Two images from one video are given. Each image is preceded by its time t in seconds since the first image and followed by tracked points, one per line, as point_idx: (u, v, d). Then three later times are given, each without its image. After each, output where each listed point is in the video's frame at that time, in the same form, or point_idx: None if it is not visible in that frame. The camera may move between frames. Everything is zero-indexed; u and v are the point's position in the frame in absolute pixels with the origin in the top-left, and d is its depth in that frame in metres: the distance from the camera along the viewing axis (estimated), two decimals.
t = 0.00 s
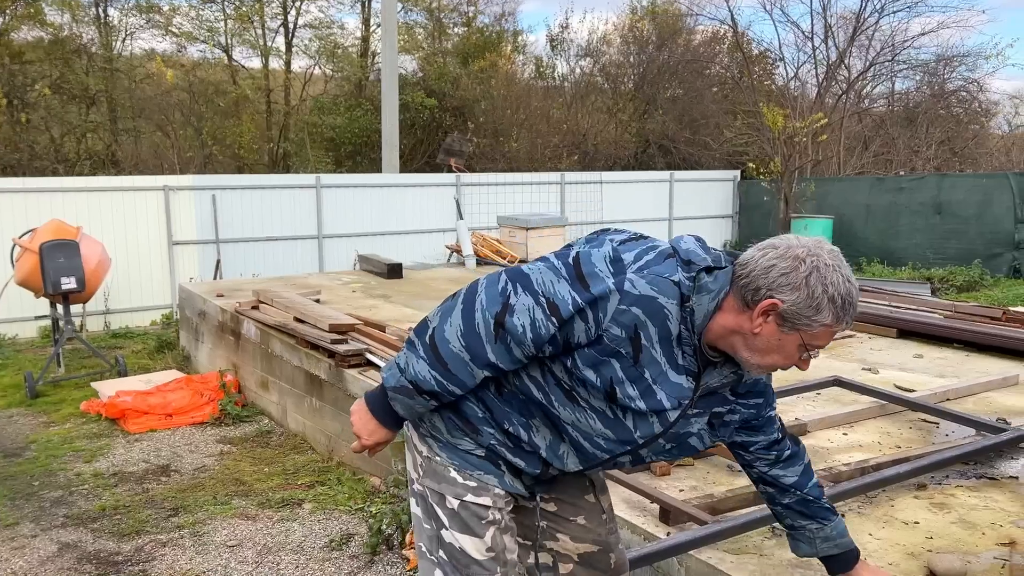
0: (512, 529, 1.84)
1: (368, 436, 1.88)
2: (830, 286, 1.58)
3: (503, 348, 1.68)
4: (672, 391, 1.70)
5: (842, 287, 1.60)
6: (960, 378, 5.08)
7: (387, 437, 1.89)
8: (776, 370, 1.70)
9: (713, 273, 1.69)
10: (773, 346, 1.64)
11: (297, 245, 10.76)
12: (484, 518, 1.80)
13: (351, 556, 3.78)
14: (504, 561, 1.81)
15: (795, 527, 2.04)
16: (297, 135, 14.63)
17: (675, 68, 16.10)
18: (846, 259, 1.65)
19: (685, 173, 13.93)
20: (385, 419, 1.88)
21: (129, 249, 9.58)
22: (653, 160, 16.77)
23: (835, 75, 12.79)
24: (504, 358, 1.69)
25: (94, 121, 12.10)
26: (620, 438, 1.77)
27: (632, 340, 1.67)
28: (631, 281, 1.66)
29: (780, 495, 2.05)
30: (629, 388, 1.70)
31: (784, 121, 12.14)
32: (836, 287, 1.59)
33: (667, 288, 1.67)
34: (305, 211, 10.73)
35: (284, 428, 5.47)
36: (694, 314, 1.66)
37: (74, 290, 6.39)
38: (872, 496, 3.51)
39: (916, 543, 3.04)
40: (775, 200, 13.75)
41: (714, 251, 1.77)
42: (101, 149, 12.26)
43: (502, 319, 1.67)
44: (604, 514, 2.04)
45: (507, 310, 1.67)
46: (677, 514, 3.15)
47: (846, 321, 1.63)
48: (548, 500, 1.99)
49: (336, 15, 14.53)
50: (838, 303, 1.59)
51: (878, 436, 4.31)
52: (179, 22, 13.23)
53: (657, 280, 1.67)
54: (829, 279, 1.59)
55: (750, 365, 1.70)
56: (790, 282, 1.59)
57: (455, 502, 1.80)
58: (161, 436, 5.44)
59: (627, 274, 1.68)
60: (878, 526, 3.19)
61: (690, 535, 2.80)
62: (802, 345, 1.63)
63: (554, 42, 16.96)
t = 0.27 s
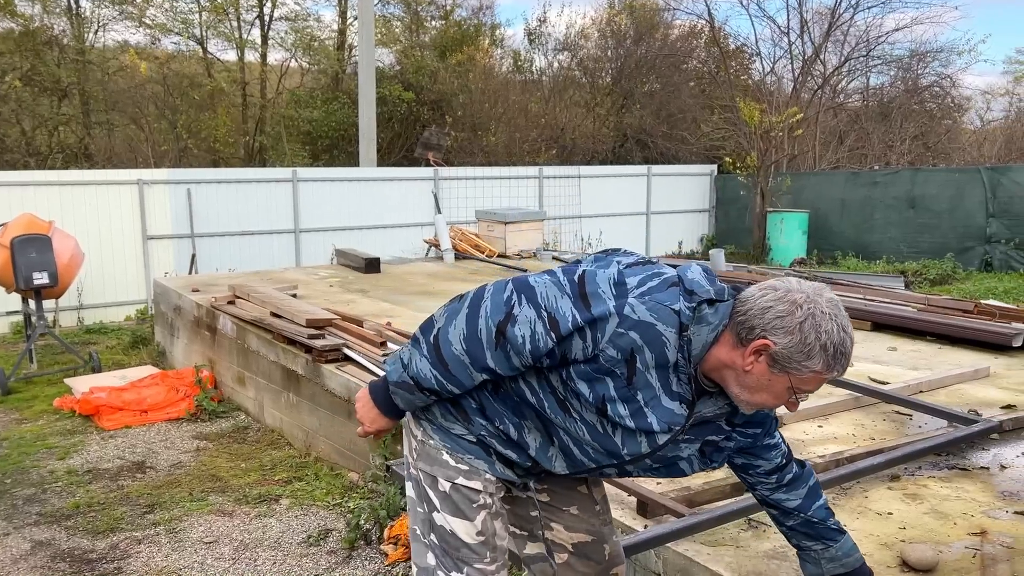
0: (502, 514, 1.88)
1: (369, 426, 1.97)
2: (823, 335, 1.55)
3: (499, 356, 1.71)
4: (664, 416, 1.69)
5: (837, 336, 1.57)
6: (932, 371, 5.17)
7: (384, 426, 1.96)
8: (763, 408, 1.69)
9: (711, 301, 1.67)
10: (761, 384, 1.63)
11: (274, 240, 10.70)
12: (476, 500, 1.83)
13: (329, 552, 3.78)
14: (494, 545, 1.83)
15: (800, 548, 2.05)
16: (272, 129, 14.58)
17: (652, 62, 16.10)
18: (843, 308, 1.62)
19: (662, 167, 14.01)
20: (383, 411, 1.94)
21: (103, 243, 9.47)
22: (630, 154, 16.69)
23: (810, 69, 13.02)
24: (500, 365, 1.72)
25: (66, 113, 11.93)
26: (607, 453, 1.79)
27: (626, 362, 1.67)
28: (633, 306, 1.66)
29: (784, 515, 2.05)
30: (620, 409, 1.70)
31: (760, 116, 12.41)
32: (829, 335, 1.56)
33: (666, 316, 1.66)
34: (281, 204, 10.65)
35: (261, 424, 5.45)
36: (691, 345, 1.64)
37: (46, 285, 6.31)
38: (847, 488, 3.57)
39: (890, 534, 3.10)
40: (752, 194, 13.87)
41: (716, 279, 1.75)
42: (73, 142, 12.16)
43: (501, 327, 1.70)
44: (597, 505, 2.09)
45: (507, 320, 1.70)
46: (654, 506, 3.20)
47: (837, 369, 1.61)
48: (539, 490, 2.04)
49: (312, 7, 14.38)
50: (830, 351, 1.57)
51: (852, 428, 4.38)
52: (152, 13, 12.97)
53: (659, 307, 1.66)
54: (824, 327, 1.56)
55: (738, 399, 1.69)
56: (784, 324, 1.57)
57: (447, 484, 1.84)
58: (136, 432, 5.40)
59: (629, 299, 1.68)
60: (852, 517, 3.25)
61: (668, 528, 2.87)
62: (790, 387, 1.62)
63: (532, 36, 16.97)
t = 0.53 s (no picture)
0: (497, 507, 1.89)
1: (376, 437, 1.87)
2: (806, 275, 1.56)
3: (492, 332, 1.71)
4: (657, 376, 1.70)
5: (820, 275, 1.58)
6: (917, 367, 5.23)
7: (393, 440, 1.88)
8: (754, 360, 1.68)
9: (692, 258, 1.69)
10: (750, 333, 1.63)
11: (261, 237, 10.66)
12: (471, 493, 1.84)
13: (316, 549, 3.78)
14: (487, 538, 1.86)
15: (757, 512, 2.06)
16: (260, 125, 14.49)
17: (639, 60, 16.19)
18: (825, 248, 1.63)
19: (649, 165, 14.04)
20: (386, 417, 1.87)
21: (88, 240, 9.40)
22: (618, 151, 16.74)
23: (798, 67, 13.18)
24: (494, 343, 1.71)
25: (51, 109, 11.83)
26: (607, 425, 1.78)
27: (615, 326, 1.68)
28: (615, 270, 1.68)
29: (748, 476, 2.06)
30: (614, 374, 1.71)
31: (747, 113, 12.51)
32: (812, 274, 1.57)
33: (649, 276, 1.67)
34: (267, 201, 10.62)
35: (248, 421, 5.43)
36: (677, 302, 1.66)
37: (31, 282, 6.26)
38: (832, 483, 3.60)
39: (875, 529, 3.13)
40: (739, 191, 13.93)
41: (696, 238, 1.77)
42: (57, 138, 12.07)
43: (490, 303, 1.70)
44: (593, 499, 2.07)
45: (495, 297, 1.70)
46: (641, 502, 3.21)
47: (824, 312, 1.61)
48: (537, 482, 2.03)
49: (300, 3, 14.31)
50: (814, 290, 1.57)
51: (838, 424, 4.42)
52: (137, 8, 12.99)
53: (639, 268, 1.68)
54: (807, 267, 1.58)
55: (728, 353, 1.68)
56: (766, 267, 1.58)
57: (443, 474, 1.85)
58: (122, 430, 5.37)
59: (610, 263, 1.69)
60: (837, 512, 3.29)
61: (658, 522, 2.86)
62: (779, 334, 1.62)
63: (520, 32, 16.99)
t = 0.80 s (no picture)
0: (496, 510, 1.89)
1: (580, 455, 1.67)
2: (747, 139, 1.67)
3: (508, 314, 1.66)
4: (648, 288, 1.78)
5: (764, 141, 1.68)
6: (913, 367, 5.24)
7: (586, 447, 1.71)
8: (716, 241, 1.75)
9: (650, 160, 1.84)
10: (703, 208, 1.72)
11: (259, 236, 10.66)
12: (473, 494, 1.84)
13: (313, 548, 3.77)
14: (484, 543, 1.87)
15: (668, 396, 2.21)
16: (257, 124, 14.49)
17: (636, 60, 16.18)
18: (774, 122, 1.73)
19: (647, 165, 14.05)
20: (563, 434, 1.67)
21: (84, 239, 9.38)
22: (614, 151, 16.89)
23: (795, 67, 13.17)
24: (513, 325, 1.66)
25: (47, 107, 11.79)
26: (621, 359, 1.81)
27: (599, 254, 1.74)
28: (575, 202, 1.74)
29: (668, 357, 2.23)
30: (612, 303, 1.76)
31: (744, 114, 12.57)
32: (755, 139, 1.67)
33: (607, 194, 1.76)
34: (265, 201, 10.61)
35: (245, 421, 5.43)
36: (644, 211, 1.76)
37: (28, 281, 6.24)
38: (829, 482, 3.61)
39: (871, 528, 3.14)
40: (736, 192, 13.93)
41: (654, 150, 1.91)
42: (54, 137, 12.02)
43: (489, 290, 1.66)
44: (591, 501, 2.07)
45: (489, 281, 1.66)
46: (638, 502, 3.21)
47: (774, 178, 1.69)
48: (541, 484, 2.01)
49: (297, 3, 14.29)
50: (757, 155, 1.67)
51: (834, 424, 4.43)
52: (134, 7, 13.01)
53: (597, 193, 1.75)
54: (750, 134, 1.68)
55: (691, 237, 1.76)
56: (712, 136, 1.70)
57: (446, 476, 1.84)
58: (119, 429, 5.37)
59: (569, 198, 1.75)
60: (834, 512, 3.30)
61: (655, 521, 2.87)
62: (729, 206, 1.70)
63: (517, 32, 17.01)
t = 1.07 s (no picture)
0: (486, 545, 1.78)
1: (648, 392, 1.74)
2: (643, 52, 1.62)
3: (508, 306, 1.52)
4: (601, 232, 1.71)
5: (661, 53, 1.63)
6: (919, 371, 5.23)
7: (642, 369, 1.74)
8: (633, 162, 1.69)
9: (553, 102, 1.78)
10: (613, 130, 1.66)
11: (265, 238, 10.68)
12: (459, 536, 1.73)
13: (318, 551, 3.78)
14: None
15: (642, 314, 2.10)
16: (263, 126, 14.56)
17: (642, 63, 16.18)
18: (674, 36, 1.69)
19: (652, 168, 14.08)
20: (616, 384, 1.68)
21: (91, 240, 9.41)
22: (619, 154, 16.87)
23: (800, 70, 13.05)
24: (517, 313, 1.53)
25: (55, 109, 11.85)
26: (604, 310, 1.75)
27: (554, 214, 1.63)
28: (511, 174, 1.60)
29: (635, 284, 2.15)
30: (582, 257, 1.67)
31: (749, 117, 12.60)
32: (650, 51, 1.63)
33: (535, 153, 1.64)
34: (271, 203, 10.63)
35: (250, 422, 5.44)
36: (573, 159, 1.68)
37: (35, 283, 6.26)
38: (835, 487, 3.61)
39: (877, 534, 3.13)
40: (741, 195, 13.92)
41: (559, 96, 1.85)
42: (61, 138, 12.12)
43: (476, 294, 1.51)
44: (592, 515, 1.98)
45: (472, 285, 1.52)
46: (644, 506, 3.19)
47: (677, 89, 1.63)
48: (543, 502, 1.91)
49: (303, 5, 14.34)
50: (656, 66, 1.62)
51: (840, 428, 4.42)
52: (142, 10, 12.96)
53: (527, 159, 1.62)
54: (645, 48, 1.63)
55: (608, 165, 1.70)
56: (611, 57, 1.66)
57: (431, 516, 1.75)
58: (125, 430, 5.38)
59: (501, 173, 1.60)
60: (840, 517, 3.29)
61: (657, 527, 2.87)
62: (637, 124, 1.64)
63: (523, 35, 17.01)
